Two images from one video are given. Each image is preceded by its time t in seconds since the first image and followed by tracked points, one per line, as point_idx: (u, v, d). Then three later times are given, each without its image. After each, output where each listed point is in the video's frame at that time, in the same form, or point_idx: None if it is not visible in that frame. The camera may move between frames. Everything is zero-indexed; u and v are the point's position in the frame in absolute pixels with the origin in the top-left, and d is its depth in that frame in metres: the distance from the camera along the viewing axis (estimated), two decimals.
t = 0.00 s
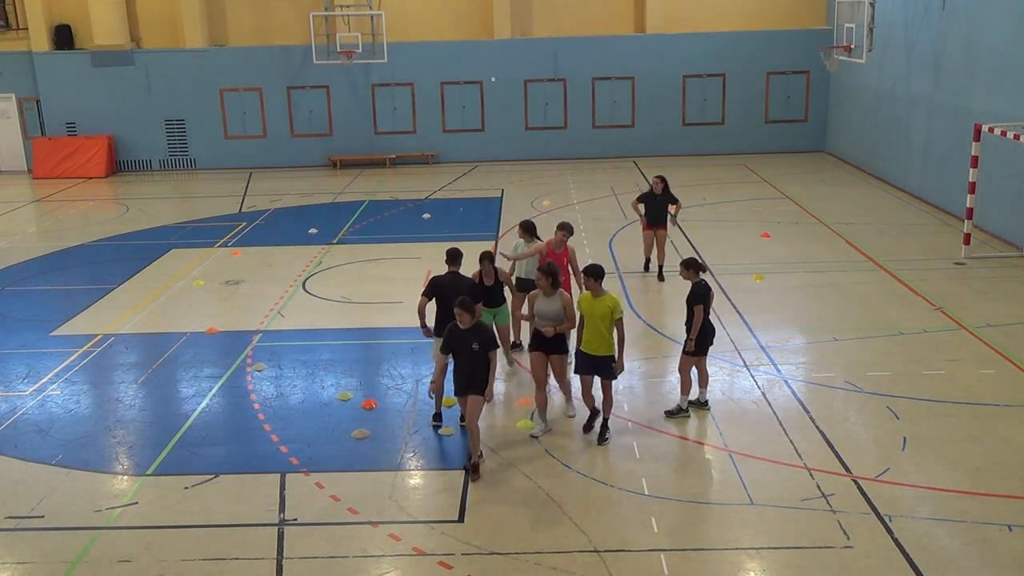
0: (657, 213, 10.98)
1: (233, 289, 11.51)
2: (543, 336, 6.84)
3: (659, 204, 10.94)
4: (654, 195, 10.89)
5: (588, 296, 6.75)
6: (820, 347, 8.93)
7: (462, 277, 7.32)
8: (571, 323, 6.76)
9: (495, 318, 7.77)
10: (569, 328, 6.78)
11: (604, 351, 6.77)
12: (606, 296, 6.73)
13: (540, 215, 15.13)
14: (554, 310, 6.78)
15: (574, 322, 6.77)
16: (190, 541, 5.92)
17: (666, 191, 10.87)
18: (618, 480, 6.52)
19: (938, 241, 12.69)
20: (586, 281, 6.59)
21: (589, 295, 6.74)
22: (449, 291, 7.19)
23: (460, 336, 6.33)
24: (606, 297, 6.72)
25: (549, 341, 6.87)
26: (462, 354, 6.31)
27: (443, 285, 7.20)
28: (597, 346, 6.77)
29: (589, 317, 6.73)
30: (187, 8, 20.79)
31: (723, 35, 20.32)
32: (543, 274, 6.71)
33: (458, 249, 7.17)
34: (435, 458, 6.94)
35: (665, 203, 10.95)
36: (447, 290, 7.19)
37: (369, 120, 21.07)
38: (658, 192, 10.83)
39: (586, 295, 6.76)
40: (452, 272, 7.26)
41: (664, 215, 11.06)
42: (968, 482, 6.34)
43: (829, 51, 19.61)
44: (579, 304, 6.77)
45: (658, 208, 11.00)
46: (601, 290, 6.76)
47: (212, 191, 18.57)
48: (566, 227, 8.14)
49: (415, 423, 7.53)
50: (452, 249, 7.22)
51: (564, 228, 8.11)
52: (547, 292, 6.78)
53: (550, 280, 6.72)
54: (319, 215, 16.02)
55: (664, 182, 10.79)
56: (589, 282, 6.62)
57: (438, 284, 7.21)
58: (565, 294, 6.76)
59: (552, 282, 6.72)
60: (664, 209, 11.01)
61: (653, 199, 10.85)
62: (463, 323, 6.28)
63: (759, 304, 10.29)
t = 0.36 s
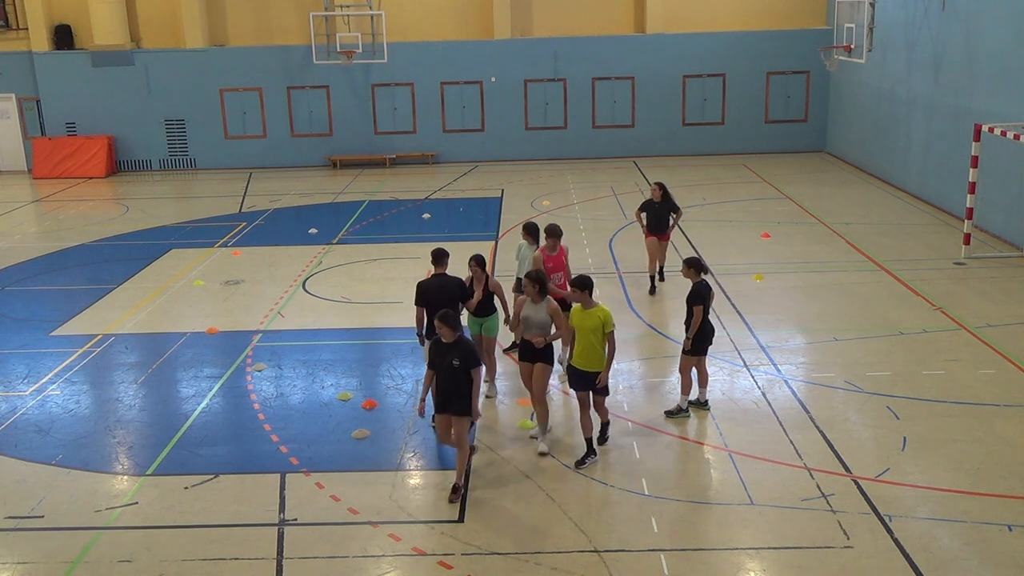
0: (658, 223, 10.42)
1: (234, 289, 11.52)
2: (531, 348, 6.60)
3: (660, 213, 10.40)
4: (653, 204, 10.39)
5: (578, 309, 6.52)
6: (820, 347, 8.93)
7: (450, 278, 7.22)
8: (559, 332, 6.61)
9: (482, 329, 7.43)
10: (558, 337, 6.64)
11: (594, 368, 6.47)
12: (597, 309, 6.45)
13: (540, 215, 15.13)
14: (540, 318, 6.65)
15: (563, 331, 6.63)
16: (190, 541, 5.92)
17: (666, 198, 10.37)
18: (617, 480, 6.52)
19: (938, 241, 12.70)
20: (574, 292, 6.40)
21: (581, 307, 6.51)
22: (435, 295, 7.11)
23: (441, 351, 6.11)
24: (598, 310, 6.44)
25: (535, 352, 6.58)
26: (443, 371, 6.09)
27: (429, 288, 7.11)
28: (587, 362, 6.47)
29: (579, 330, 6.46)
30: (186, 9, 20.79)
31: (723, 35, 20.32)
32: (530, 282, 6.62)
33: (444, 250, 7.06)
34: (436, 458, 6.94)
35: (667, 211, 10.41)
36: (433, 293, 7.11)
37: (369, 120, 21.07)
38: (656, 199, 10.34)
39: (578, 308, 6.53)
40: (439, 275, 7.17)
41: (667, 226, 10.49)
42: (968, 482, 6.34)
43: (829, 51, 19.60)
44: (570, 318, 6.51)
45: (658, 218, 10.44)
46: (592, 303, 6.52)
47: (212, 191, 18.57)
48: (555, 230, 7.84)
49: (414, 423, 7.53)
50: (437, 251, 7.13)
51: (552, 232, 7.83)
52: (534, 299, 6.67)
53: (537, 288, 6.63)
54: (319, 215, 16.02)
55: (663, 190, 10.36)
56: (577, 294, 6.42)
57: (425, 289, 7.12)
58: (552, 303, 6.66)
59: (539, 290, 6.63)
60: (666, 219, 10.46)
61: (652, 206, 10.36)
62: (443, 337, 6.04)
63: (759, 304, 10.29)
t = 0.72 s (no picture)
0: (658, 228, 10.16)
1: (234, 289, 11.53)
2: (519, 359, 6.45)
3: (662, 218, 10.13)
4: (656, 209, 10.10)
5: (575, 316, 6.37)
6: (820, 347, 8.93)
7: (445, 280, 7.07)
8: (549, 345, 6.31)
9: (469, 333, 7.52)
10: (546, 349, 6.35)
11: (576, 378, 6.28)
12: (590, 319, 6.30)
13: (540, 215, 15.14)
14: (529, 329, 6.40)
15: (551, 343, 6.32)
16: (190, 541, 5.92)
17: (668, 202, 10.09)
18: (616, 480, 6.52)
19: (937, 241, 12.70)
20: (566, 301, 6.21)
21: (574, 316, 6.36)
22: (430, 296, 6.92)
23: (418, 361, 5.84)
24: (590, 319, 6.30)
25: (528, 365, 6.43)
26: (417, 381, 5.86)
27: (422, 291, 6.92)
28: (573, 371, 6.29)
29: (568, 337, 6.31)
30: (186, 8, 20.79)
31: (723, 35, 20.32)
32: (520, 291, 6.37)
33: (440, 250, 7.01)
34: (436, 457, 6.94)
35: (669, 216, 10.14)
36: (428, 295, 6.92)
37: (369, 120, 21.08)
38: (659, 204, 10.05)
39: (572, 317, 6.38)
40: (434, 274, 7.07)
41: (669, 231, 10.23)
42: (968, 482, 6.34)
43: (829, 51, 19.62)
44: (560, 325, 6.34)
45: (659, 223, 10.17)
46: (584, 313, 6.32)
47: (212, 192, 18.57)
48: (566, 233, 7.81)
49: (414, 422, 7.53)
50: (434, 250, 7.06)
51: (563, 234, 7.81)
52: (525, 309, 6.42)
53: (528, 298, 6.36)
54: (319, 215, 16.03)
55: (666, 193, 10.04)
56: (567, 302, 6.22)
57: (421, 292, 6.91)
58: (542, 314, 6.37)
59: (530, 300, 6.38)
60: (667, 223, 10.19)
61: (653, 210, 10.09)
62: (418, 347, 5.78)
63: (758, 304, 10.29)
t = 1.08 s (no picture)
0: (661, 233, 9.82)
1: (234, 289, 11.53)
2: (501, 369, 6.29)
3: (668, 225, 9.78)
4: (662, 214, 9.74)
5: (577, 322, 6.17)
6: (820, 347, 8.93)
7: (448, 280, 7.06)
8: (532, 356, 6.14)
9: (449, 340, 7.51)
10: (528, 359, 6.17)
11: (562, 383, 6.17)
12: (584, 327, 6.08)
13: (540, 215, 15.15)
14: (512, 339, 6.22)
15: (533, 353, 6.14)
16: (190, 541, 5.92)
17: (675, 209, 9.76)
18: (616, 480, 6.52)
19: (937, 241, 12.70)
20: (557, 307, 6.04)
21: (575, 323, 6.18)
22: (431, 295, 6.94)
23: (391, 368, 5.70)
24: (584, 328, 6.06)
25: (514, 374, 6.26)
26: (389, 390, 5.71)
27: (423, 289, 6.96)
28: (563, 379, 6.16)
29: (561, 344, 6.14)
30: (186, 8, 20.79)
31: (724, 35, 20.32)
32: (503, 299, 6.23)
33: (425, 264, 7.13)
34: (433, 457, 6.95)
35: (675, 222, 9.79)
36: (428, 295, 6.95)
37: (369, 120, 21.07)
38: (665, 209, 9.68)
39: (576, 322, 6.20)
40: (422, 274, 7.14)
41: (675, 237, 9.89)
42: (968, 482, 6.34)
43: (829, 51, 19.63)
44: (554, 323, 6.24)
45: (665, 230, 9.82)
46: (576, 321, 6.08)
47: (212, 192, 18.56)
48: (569, 239, 7.64)
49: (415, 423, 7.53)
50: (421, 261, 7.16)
51: (565, 242, 7.60)
52: (508, 319, 6.27)
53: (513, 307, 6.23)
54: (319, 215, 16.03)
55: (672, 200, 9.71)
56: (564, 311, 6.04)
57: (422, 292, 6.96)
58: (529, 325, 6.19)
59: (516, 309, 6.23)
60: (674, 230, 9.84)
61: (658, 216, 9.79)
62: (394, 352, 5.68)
63: (758, 304, 10.29)
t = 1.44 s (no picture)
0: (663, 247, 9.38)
1: (234, 290, 11.52)
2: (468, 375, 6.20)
3: (669, 236, 9.35)
4: (662, 224, 9.35)
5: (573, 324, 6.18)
6: (820, 347, 8.93)
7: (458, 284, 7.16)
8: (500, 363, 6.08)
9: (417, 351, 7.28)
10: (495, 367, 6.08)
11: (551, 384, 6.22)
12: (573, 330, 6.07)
13: (540, 215, 15.15)
14: (478, 345, 6.12)
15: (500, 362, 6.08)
16: (190, 541, 5.92)
17: (675, 219, 9.38)
18: (617, 480, 6.53)
19: (937, 241, 12.70)
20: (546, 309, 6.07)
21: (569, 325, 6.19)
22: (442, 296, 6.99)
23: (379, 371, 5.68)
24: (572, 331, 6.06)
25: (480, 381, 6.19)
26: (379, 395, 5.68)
27: (441, 290, 6.99)
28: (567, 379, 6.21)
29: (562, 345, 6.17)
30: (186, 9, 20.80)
31: (724, 35, 20.32)
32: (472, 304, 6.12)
33: (398, 276, 7.00)
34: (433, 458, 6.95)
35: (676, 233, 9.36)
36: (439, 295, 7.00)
37: (369, 120, 21.07)
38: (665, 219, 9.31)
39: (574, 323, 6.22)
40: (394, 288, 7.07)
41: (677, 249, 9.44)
42: (968, 482, 6.35)
43: (829, 51, 19.63)
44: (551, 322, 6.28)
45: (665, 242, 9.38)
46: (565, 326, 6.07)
47: (212, 192, 18.56)
48: (561, 244, 7.51)
49: (416, 423, 7.53)
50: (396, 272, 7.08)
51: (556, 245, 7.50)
52: (476, 325, 6.16)
53: (481, 314, 6.10)
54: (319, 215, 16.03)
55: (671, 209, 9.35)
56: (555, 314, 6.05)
57: (431, 289, 7.02)
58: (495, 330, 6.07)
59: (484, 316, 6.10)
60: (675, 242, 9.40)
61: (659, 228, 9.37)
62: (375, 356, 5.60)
63: (758, 304, 10.29)
